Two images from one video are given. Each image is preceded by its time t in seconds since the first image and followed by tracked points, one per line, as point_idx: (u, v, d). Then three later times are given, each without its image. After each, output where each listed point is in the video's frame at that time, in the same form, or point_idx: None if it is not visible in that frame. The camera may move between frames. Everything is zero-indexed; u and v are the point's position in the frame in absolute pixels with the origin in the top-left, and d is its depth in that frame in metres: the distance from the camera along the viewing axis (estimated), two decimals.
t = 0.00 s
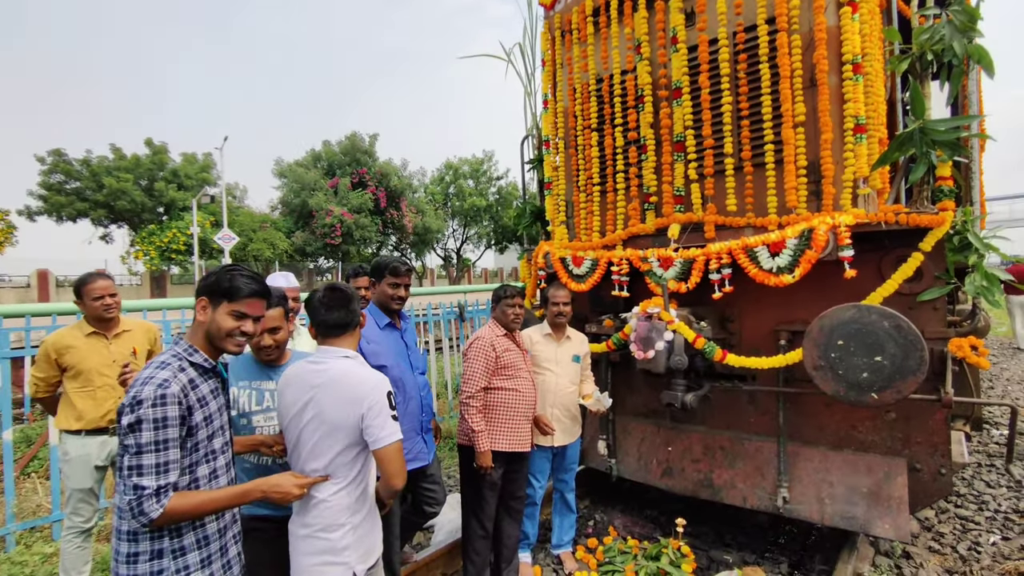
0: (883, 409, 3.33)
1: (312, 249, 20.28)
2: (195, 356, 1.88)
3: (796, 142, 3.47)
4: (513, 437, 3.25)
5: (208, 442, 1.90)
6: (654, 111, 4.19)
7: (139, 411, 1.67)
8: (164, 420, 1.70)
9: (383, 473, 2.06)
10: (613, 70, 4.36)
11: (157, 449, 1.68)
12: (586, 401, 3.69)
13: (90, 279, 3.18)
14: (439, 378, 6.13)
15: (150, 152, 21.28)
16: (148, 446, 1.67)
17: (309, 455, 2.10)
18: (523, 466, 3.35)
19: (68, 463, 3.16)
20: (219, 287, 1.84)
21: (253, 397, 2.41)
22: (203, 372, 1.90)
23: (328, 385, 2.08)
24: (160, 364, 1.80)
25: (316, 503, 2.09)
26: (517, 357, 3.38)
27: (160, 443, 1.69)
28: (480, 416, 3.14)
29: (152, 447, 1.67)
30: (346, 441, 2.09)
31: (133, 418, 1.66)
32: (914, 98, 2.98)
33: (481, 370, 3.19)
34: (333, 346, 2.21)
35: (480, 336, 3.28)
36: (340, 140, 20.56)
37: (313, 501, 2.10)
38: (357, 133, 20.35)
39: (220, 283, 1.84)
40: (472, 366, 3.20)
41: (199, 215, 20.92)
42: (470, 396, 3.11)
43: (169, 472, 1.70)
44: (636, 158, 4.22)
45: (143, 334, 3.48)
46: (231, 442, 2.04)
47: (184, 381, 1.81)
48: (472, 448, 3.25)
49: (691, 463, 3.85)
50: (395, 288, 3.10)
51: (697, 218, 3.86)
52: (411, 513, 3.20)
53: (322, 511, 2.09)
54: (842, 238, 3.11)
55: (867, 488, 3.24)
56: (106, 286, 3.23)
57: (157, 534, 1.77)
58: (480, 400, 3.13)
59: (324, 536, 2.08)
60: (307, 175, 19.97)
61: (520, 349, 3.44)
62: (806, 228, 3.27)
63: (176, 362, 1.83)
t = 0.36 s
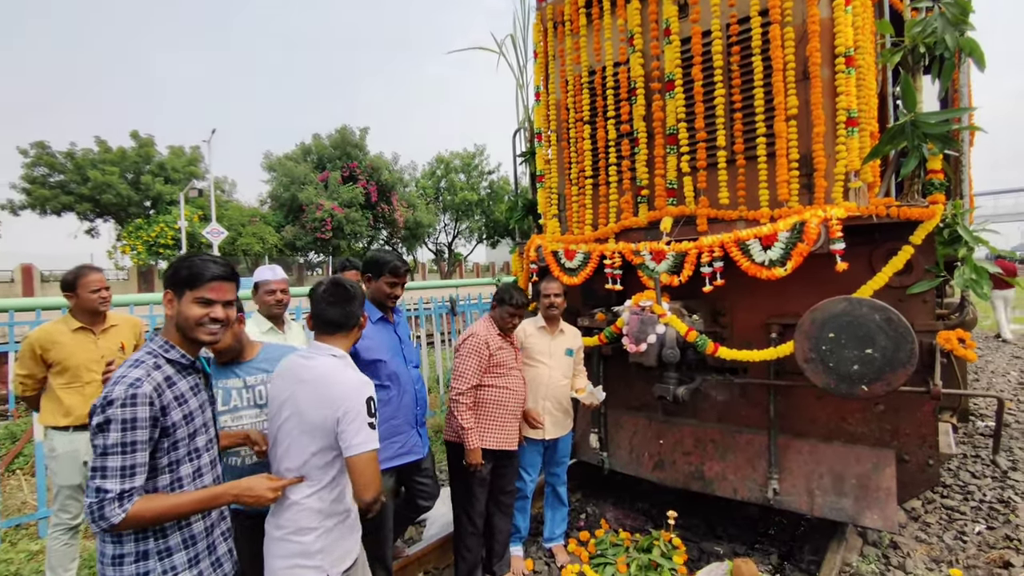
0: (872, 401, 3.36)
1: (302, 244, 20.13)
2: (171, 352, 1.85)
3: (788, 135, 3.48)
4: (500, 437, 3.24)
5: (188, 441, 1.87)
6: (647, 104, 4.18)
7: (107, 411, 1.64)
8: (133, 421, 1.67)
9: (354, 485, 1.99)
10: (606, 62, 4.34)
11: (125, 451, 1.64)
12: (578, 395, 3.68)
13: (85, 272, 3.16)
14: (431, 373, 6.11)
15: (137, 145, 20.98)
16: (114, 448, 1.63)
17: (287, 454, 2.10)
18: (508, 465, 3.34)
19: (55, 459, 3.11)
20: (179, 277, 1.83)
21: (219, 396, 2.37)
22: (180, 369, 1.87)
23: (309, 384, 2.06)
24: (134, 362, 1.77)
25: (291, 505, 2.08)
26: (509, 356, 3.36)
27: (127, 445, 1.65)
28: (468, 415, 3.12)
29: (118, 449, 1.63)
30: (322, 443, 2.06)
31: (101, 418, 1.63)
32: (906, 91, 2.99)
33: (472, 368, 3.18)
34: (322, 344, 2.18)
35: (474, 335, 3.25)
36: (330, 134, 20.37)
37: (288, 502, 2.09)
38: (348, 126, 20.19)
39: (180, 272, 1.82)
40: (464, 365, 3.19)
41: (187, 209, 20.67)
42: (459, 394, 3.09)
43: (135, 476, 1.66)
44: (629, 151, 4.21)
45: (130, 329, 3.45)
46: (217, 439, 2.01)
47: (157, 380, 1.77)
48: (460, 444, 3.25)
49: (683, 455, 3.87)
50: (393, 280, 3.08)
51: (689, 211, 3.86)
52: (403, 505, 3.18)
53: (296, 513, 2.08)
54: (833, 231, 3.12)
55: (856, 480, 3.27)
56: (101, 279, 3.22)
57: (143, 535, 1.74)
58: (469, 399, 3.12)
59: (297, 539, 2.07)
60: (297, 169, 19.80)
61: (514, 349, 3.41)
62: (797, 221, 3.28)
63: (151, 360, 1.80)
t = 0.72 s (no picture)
0: (863, 394, 3.38)
1: (296, 236, 20.02)
2: (148, 345, 1.83)
3: (783, 128, 3.47)
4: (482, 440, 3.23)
5: (172, 433, 1.86)
6: (643, 96, 4.16)
7: (83, 408, 1.61)
8: (111, 417, 1.64)
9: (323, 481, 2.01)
10: (602, 53, 4.31)
11: (103, 448, 1.62)
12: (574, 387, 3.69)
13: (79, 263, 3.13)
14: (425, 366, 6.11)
15: (128, 136, 20.78)
16: (92, 444, 1.60)
17: (269, 443, 2.12)
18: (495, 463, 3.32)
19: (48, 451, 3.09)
20: (156, 266, 1.80)
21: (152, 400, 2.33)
22: (159, 362, 1.85)
23: (286, 377, 2.07)
24: (109, 357, 1.74)
25: (280, 495, 2.11)
26: (497, 362, 3.23)
27: (105, 441, 1.62)
28: (449, 421, 3.07)
29: (97, 446, 1.61)
30: (298, 437, 2.06)
31: (77, 415, 1.60)
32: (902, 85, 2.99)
33: (457, 373, 3.08)
34: (308, 335, 2.18)
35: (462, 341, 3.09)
36: (325, 125, 20.22)
37: (279, 491, 2.11)
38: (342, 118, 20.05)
39: (157, 260, 1.80)
40: (450, 371, 3.08)
41: (179, 201, 20.49)
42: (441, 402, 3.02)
43: (116, 472, 1.64)
44: (625, 143, 4.20)
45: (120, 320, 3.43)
46: (202, 429, 2.00)
47: (134, 373, 1.75)
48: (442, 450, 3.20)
49: (676, 448, 3.88)
50: (399, 275, 3.05)
51: (684, 204, 3.86)
52: (396, 498, 3.16)
53: (286, 503, 2.10)
54: (828, 224, 3.13)
55: (847, 472, 3.29)
56: (96, 271, 3.19)
57: (132, 529, 1.73)
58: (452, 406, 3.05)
59: (287, 528, 2.09)
60: (291, 161, 19.66)
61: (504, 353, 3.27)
62: (792, 214, 3.28)
63: (127, 353, 1.77)
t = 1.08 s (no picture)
0: (864, 391, 3.37)
1: (295, 232, 19.99)
2: (152, 338, 1.81)
3: (786, 124, 3.45)
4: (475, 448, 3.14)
5: (175, 425, 1.84)
6: (644, 91, 4.13)
7: (92, 399, 1.59)
8: (120, 407, 1.63)
9: (331, 469, 2.02)
10: (603, 48, 4.28)
11: (114, 438, 1.61)
12: (574, 381, 3.66)
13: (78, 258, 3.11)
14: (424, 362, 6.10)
15: (126, 131, 20.70)
16: (103, 435, 1.59)
17: (278, 435, 2.14)
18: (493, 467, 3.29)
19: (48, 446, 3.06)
20: (169, 264, 1.78)
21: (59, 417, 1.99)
22: (162, 354, 1.83)
23: (292, 371, 2.06)
24: (113, 349, 1.72)
25: (290, 485, 2.10)
26: (483, 368, 3.11)
27: (116, 432, 1.61)
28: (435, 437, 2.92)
29: (108, 436, 1.60)
30: (305, 430, 2.06)
31: (87, 407, 1.59)
32: (906, 81, 2.97)
33: (440, 385, 2.93)
34: (311, 330, 2.16)
35: (443, 350, 2.94)
36: (324, 120, 20.15)
37: (288, 481, 2.11)
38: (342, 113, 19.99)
39: (169, 258, 1.77)
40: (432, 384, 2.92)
41: (178, 196, 20.44)
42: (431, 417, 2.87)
43: (128, 461, 1.63)
44: (626, 138, 4.18)
45: (119, 316, 3.42)
46: (202, 420, 1.99)
47: (140, 365, 1.73)
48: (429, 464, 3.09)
49: (676, 444, 3.87)
50: (412, 273, 3.06)
51: (686, 200, 3.84)
52: (394, 495, 3.11)
53: (296, 494, 2.09)
54: (830, 221, 3.11)
55: (847, 469, 3.29)
56: (100, 267, 3.17)
57: (135, 521, 1.72)
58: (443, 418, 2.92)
59: (297, 517, 2.09)
60: (290, 156, 19.60)
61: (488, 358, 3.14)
62: (794, 211, 3.26)
63: (131, 345, 1.75)
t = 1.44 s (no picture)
0: (865, 388, 3.37)
1: (296, 230, 20.01)
2: (169, 330, 1.81)
3: (788, 120, 3.44)
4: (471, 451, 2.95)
5: (190, 414, 1.86)
6: (644, 87, 4.12)
7: (116, 386, 1.62)
8: (143, 393, 1.66)
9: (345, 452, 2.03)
10: (603, 44, 4.27)
11: (136, 423, 1.64)
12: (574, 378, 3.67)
13: (79, 257, 3.11)
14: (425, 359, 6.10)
15: (126, 129, 20.67)
16: (127, 420, 1.63)
17: (289, 425, 2.14)
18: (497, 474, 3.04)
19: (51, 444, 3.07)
20: (222, 278, 1.85)
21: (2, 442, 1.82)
22: (179, 346, 1.83)
23: (304, 361, 2.09)
24: (133, 340, 1.74)
25: (302, 474, 2.12)
26: (474, 365, 2.92)
27: (138, 417, 1.64)
28: (436, 437, 2.79)
29: (131, 421, 1.63)
30: (319, 415, 2.09)
31: (111, 393, 1.62)
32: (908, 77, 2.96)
33: (430, 381, 2.80)
34: (320, 322, 2.19)
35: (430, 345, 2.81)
36: (324, 118, 20.12)
37: (300, 471, 2.13)
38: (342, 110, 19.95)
39: (221, 275, 1.84)
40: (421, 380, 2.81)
41: (179, 194, 20.43)
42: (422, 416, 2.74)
43: (149, 446, 1.66)
44: (626, 135, 4.17)
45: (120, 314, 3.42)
46: (213, 413, 2.00)
47: (161, 354, 1.75)
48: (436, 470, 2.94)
49: (676, 441, 3.88)
50: (416, 271, 3.06)
51: (686, 197, 3.84)
52: (394, 491, 3.09)
53: (308, 482, 2.12)
54: (831, 217, 3.10)
55: (848, 465, 3.29)
56: (104, 267, 3.17)
57: (147, 507, 1.74)
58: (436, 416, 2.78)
59: (308, 506, 2.11)
60: (290, 153, 19.58)
61: (481, 356, 2.96)
62: (795, 207, 3.25)
63: (151, 337, 1.76)
